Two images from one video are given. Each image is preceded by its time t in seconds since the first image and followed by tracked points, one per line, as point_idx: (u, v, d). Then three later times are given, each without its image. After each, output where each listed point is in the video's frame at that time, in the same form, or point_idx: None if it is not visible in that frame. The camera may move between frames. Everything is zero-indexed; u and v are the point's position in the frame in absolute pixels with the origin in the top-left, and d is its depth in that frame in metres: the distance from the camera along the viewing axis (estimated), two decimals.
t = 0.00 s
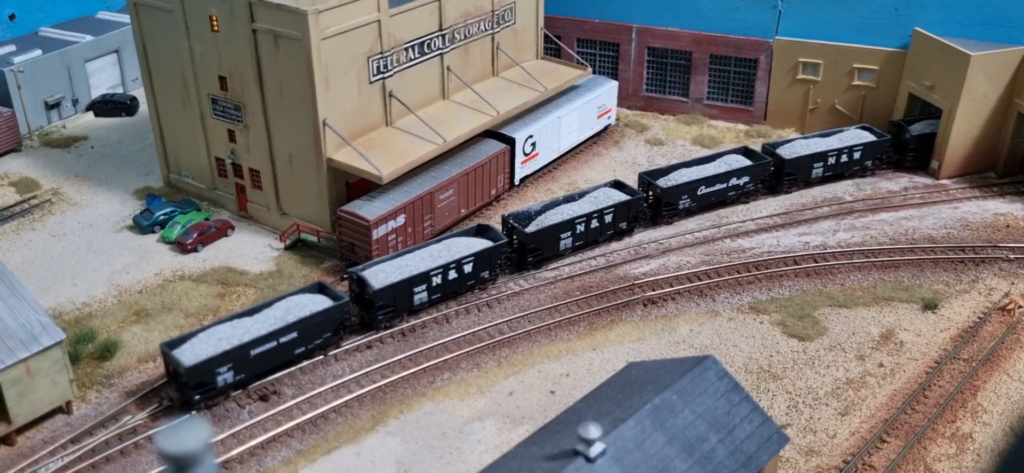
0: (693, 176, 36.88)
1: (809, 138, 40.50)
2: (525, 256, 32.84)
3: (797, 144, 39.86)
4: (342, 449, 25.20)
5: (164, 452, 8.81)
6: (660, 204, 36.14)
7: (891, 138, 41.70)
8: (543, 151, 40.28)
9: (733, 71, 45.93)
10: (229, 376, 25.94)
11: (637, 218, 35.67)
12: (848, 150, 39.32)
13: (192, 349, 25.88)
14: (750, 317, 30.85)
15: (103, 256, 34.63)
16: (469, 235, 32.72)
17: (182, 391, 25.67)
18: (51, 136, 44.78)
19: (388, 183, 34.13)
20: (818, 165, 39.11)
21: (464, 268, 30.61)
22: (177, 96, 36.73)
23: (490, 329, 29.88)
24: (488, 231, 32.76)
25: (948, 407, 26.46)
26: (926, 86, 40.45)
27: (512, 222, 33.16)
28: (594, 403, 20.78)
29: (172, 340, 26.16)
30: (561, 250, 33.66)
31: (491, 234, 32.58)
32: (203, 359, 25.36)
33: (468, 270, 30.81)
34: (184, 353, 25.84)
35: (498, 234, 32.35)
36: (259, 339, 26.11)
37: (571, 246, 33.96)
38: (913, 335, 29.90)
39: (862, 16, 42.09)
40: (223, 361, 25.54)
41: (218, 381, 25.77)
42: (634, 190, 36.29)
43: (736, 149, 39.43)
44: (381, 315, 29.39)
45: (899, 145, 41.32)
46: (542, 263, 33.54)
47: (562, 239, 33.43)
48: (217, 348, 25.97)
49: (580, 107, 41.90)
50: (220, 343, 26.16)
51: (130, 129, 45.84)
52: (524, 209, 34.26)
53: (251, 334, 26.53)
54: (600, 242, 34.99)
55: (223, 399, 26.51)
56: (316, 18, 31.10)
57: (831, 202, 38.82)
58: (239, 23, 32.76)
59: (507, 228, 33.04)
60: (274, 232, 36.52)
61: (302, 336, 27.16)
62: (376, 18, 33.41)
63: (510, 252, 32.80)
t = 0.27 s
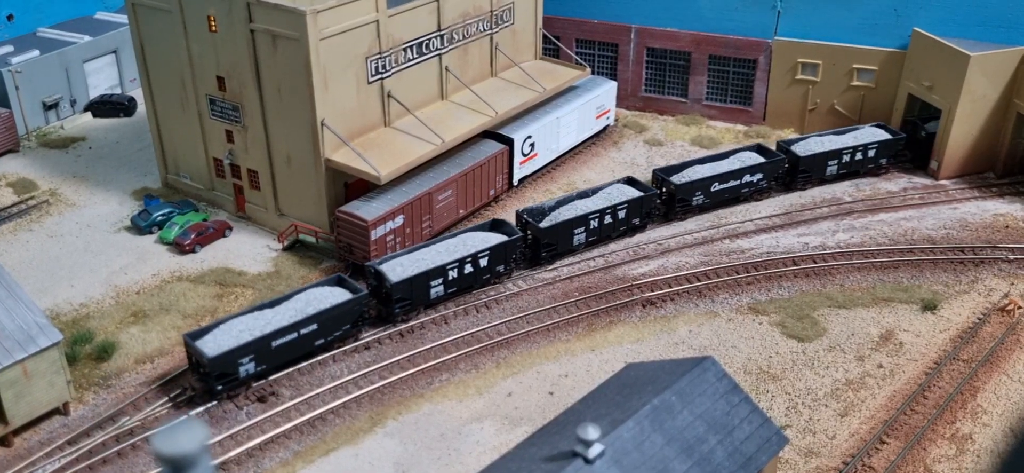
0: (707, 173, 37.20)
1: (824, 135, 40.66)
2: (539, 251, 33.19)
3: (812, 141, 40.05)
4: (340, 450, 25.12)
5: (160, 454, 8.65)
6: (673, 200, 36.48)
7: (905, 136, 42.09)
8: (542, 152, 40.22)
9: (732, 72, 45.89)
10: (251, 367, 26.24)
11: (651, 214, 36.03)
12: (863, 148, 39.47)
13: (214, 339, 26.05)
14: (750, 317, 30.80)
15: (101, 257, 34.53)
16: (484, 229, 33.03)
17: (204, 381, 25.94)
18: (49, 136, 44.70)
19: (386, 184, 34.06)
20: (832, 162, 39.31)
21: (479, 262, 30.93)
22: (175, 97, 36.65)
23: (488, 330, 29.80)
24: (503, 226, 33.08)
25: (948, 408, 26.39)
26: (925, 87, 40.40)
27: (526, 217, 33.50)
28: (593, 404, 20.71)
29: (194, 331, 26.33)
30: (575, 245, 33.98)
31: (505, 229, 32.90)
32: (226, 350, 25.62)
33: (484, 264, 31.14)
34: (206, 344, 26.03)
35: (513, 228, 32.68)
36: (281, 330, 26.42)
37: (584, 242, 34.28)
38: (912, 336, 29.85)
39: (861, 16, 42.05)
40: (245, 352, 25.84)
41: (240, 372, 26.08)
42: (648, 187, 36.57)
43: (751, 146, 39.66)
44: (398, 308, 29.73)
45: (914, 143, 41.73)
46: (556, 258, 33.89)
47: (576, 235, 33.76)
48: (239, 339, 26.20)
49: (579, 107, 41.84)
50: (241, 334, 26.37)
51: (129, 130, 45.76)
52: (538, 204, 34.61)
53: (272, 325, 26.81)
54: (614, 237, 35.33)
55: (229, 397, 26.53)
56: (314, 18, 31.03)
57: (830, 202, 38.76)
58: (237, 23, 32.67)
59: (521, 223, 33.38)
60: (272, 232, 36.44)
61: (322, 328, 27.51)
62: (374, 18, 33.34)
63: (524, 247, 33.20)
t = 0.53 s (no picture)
0: (721, 170, 37.49)
1: (838, 133, 40.90)
2: (553, 245, 33.64)
3: (825, 138, 40.32)
4: (337, 450, 25.09)
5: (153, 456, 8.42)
6: (687, 197, 36.78)
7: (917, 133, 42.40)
8: (540, 152, 40.19)
9: (730, 72, 45.86)
10: (269, 358, 26.63)
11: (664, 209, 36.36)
12: (876, 146, 39.65)
13: (233, 331, 26.47)
14: (747, 318, 30.77)
15: (97, 257, 34.48)
16: (497, 224, 33.44)
17: (223, 372, 26.31)
18: (46, 136, 44.64)
19: (383, 184, 34.02)
20: (845, 160, 39.55)
21: (493, 257, 31.33)
22: (172, 97, 36.62)
23: (486, 330, 29.77)
24: (516, 221, 33.38)
25: (945, 409, 26.36)
26: (923, 87, 40.38)
27: (540, 211, 33.96)
28: (590, 405, 20.66)
29: (213, 323, 26.76)
30: (589, 240, 34.41)
31: (518, 224, 33.32)
32: (245, 341, 26.02)
33: (497, 258, 31.54)
34: (224, 335, 26.46)
35: (526, 223, 33.07)
36: (298, 322, 26.82)
37: (598, 236, 34.70)
38: (910, 337, 29.82)
39: (860, 16, 42.03)
40: (263, 343, 26.21)
41: (258, 363, 26.45)
42: (661, 183, 36.92)
43: (764, 143, 39.97)
44: (413, 302, 30.09)
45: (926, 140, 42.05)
46: (570, 252, 34.34)
47: (590, 229, 34.18)
48: (257, 331, 26.62)
49: (577, 107, 41.81)
50: (259, 326, 26.81)
51: (126, 130, 45.71)
52: (552, 199, 35.05)
53: (289, 317, 27.25)
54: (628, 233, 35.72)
55: (249, 386, 26.89)
56: (311, 18, 30.99)
57: (828, 203, 38.73)
58: (234, 23, 32.63)
59: (536, 217, 33.84)
60: (269, 232, 36.40)
61: (338, 320, 27.89)
62: (371, 18, 33.30)
63: (538, 241, 33.66)
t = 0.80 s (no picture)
0: (736, 166, 37.86)
1: (852, 130, 41.14)
2: (570, 239, 34.10)
3: (840, 135, 40.58)
4: (335, 451, 25.11)
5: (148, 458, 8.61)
6: (701, 193, 37.25)
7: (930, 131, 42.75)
8: (538, 153, 40.22)
9: (729, 73, 45.90)
10: (291, 348, 27.17)
11: (679, 205, 36.80)
12: (890, 143, 39.85)
13: (256, 322, 27.01)
14: (745, 318, 30.80)
15: (96, 258, 34.50)
16: (514, 219, 33.82)
17: (246, 362, 26.86)
18: (45, 137, 44.67)
19: (382, 185, 34.06)
20: (859, 157, 39.79)
21: (510, 250, 31.70)
22: (171, 98, 36.64)
23: (484, 331, 29.80)
24: (532, 215, 33.79)
25: (942, 410, 26.38)
26: (921, 87, 40.42)
27: (557, 206, 34.40)
28: (587, 406, 20.69)
29: (236, 313, 27.33)
30: (604, 234, 34.86)
31: (535, 218, 33.70)
32: (268, 331, 26.56)
33: (514, 252, 31.91)
34: (248, 325, 27.01)
35: (542, 217, 33.43)
36: (320, 312, 27.31)
37: (613, 231, 35.15)
38: (908, 338, 29.85)
39: (858, 17, 42.07)
40: (286, 333, 26.74)
41: (281, 353, 26.99)
42: (676, 179, 37.36)
43: (779, 140, 40.26)
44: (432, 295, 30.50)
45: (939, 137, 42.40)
46: (586, 246, 34.81)
47: (606, 224, 34.63)
48: (279, 321, 27.17)
49: (575, 108, 41.85)
50: (282, 316, 27.36)
51: (125, 131, 45.73)
52: (569, 194, 35.50)
53: (311, 308, 27.81)
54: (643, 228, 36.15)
55: (271, 376, 27.41)
56: (310, 19, 31.01)
57: (827, 203, 38.76)
58: (233, 24, 32.64)
59: (553, 212, 34.28)
60: (268, 233, 36.42)
61: (359, 311, 28.35)
62: (370, 19, 33.32)
63: (554, 235, 34.09)
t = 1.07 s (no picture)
0: (752, 162, 38.24)
1: (868, 127, 41.44)
2: (585, 233, 34.50)
3: (856, 132, 40.89)
4: (335, 451, 25.07)
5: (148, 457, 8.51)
6: (717, 189, 37.62)
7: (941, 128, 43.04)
8: (538, 152, 40.19)
9: (728, 72, 45.87)
10: (309, 339, 27.53)
11: (694, 201, 37.15)
12: (906, 140, 40.12)
13: (274, 312, 27.43)
14: (745, 318, 30.77)
15: (95, 257, 34.45)
16: (529, 213, 34.25)
17: (265, 353, 27.20)
18: (44, 136, 44.62)
19: (381, 184, 34.03)
20: (875, 153, 40.08)
21: (525, 244, 32.15)
22: (170, 97, 36.58)
23: (484, 330, 29.77)
24: (548, 210, 34.25)
25: (943, 409, 26.35)
26: (921, 87, 40.38)
27: (573, 201, 34.81)
28: (587, 406, 20.65)
29: (255, 305, 27.72)
30: (620, 229, 35.24)
31: (550, 213, 34.13)
32: (286, 321, 26.97)
33: (529, 246, 32.35)
34: (267, 316, 27.42)
35: (558, 212, 33.87)
36: (338, 303, 27.75)
37: (628, 226, 35.51)
38: (908, 337, 29.81)
39: (858, 16, 42.03)
40: (303, 324, 27.12)
41: (299, 344, 27.35)
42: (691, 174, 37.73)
43: (794, 137, 40.62)
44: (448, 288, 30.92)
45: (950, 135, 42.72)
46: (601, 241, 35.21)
47: (621, 219, 35.01)
48: (298, 312, 27.58)
49: (575, 107, 41.82)
50: (300, 308, 27.78)
51: (125, 130, 45.68)
52: (585, 189, 35.91)
53: (328, 300, 28.23)
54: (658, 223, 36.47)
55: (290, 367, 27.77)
56: (309, 18, 30.96)
57: (827, 203, 38.73)
58: (232, 23, 32.58)
59: (568, 206, 34.68)
60: (267, 232, 36.38)
61: (376, 303, 28.77)
62: (369, 19, 33.28)
63: (570, 230, 34.50)
